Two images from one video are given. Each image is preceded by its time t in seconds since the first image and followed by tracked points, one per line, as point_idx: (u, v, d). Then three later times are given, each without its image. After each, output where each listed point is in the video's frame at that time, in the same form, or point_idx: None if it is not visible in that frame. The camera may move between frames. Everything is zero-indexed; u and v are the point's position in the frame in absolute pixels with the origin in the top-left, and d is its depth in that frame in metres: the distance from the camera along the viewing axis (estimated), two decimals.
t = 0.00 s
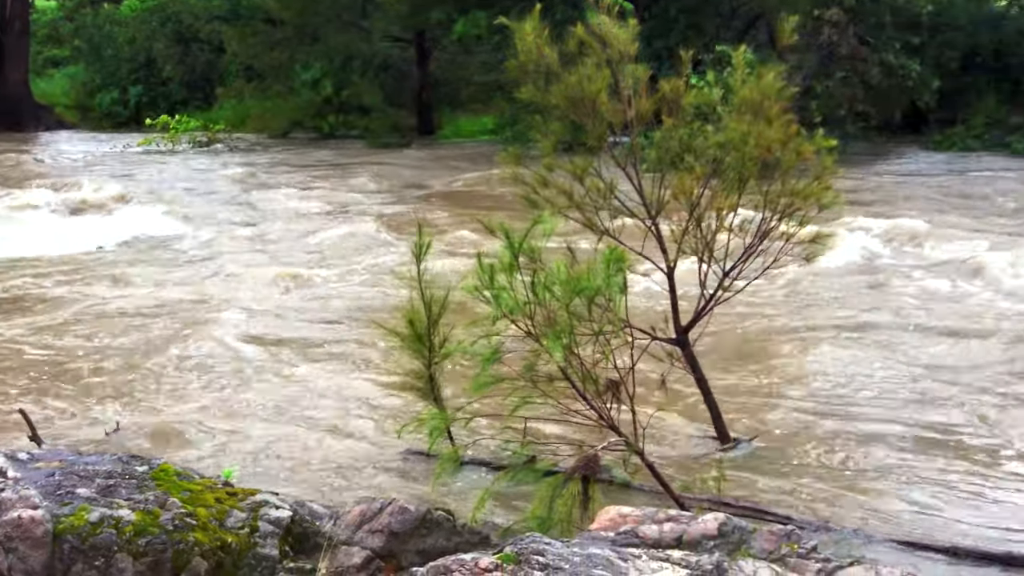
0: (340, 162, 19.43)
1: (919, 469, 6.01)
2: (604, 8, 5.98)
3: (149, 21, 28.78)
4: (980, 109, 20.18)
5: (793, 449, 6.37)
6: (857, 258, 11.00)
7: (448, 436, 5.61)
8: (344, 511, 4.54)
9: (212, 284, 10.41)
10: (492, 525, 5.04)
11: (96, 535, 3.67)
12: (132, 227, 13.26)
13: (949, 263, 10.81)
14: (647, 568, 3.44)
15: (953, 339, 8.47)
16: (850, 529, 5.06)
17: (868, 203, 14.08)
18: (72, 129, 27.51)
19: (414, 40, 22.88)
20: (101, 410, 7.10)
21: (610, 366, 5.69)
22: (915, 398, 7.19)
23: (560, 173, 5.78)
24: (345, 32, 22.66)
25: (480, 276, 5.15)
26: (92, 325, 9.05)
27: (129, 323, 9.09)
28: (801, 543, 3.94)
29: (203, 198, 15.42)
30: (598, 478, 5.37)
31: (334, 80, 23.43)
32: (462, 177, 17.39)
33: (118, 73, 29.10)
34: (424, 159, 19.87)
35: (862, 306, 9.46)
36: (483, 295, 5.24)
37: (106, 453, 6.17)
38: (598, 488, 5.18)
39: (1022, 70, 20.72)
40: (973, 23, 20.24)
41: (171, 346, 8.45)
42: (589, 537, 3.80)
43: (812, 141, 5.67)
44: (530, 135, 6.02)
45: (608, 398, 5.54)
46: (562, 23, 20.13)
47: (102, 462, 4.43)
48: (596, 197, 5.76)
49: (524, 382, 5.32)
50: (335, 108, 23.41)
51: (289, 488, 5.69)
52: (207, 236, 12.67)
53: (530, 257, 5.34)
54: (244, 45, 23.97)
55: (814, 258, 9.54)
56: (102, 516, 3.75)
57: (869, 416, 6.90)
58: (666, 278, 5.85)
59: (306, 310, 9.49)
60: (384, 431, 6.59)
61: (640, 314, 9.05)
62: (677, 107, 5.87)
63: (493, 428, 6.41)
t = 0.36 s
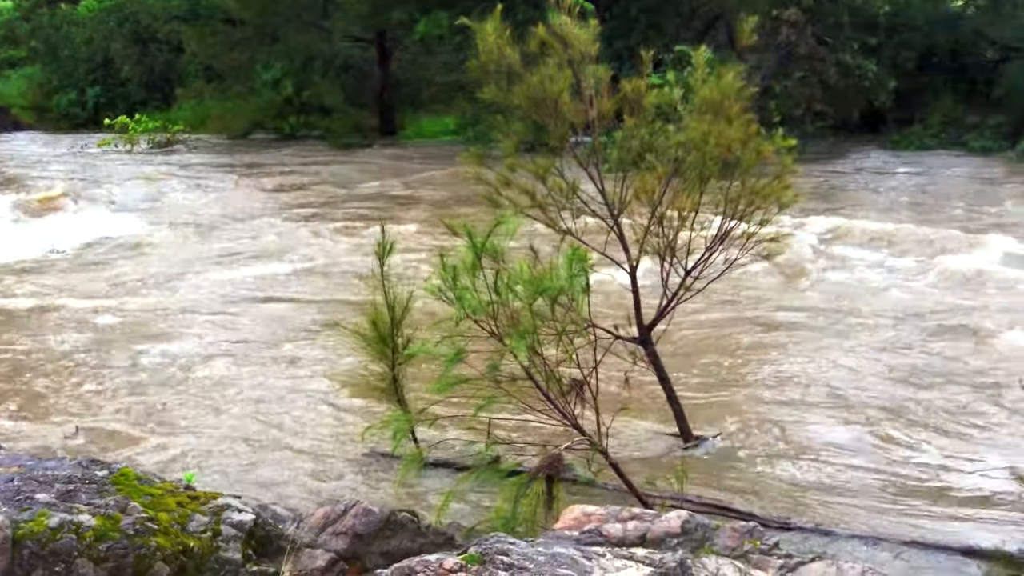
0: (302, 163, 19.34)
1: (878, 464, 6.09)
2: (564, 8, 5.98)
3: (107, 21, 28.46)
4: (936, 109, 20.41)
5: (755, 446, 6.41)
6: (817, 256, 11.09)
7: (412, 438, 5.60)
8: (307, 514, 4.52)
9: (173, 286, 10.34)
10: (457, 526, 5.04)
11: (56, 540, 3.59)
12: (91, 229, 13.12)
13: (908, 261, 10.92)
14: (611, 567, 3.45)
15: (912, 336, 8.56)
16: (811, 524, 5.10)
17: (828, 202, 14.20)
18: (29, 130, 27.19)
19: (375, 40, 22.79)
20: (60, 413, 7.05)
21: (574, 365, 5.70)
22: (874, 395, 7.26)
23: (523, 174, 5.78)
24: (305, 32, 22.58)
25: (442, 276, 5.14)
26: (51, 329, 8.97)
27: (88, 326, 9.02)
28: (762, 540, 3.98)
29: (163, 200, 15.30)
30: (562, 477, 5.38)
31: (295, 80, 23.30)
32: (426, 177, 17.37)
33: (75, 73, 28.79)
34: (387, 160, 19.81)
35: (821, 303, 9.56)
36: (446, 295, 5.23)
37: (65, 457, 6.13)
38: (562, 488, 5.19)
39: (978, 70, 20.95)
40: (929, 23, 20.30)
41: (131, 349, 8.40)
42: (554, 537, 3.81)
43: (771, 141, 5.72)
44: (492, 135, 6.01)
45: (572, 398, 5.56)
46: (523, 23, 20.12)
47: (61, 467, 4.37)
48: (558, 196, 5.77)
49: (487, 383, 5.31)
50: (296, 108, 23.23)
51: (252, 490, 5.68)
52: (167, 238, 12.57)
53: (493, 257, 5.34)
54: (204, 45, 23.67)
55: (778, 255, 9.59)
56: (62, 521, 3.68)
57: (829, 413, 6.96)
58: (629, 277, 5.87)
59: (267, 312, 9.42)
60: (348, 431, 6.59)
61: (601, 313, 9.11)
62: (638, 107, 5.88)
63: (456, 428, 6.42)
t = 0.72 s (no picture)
0: (259, 166, 19.20)
1: (835, 462, 6.15)
2: (521, 10, 5.99)
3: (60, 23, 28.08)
4: (890, 110, 20.64)
5: (712, 447, 6.45)
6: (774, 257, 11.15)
7: (372, 441, 5.58)
8: (267, 519, 4.50)
9: (128, 291, 10.23)
10: (418, 529, 5.02)
11: (11, 549, 3.55)
12: (44, 233, 12.94)
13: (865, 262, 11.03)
14: (572, 568, 3.46)
15: (868, 336, 8.64)
16: (770, 524, 5.13)
17: (784, 203, 14.30)
18: None
19: (332, 42, 22.67)
20: (12, 420, 6.95)
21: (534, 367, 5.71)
22: (832, 395, 7.32)
23: (482, 177, 5.78)
24: (262, 34, 22.46)
25: (402, 280, 5.12)
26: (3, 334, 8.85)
27: (42, 332, 8.90)
28: (722, 539, 4.02)
29: (117, 204, 15.13)
30: (523, 479, 5.39)
31: (251, 83, 23.14)
32: (384, 181, 17.31)
33: (28, 76, 28.41)
34: (345, 163, 19.73)
35: (778, 303, 9.65)
36: (405, 299, 5.22)
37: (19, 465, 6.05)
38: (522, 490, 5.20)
39: (930, 71, 21.12)
40: (882, 26, 20.65)
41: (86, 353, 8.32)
42: (515, 539, 3.81)
43: (727, 142, 5.77)
44: (451, 138, 6.00)
45: (532, 400, 5.57)
46: (481, 25, 20.11)
47: (16, 475, 4.31)
48: (517, 199, 5.78)
49: (448, 385, 5.30)
50: (253, 111, 23.04)
51: (209, 497, 5.64)
52: (122, 242, 12.43)
53: (453, 260, 5.33)
54: (158, 48, 23.28)
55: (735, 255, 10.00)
56: (18, 530, 3.63)
57: (788, 413, 7.01)
58: (588, 278, 5.89)
59: (223, 317, 9.32)
60: (308, 435, 6.56)
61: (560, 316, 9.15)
62: (596, 110, 5.89)
63: (416, 431, 6.41)
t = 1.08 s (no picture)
0: (215, 171, 19.05)
1: (793, 462, 6.21)
2: (479, 14, 6.01)
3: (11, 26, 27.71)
4: (844, 113, 20.86)
5: (673, 449, 6.48)
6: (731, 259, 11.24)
7: (332, 448, 5.55)
8: (226, 526, 4.47)
9: (84, 297, 10.12)
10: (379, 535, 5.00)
11: None
12: None
13: (821, 263, 11.13)
14: (533, 571, 3.46)
15: (825, 337, 8.71)
16: (729, 524, 5.17)
17: (740, 206, 14.39)
18: None
19: (289, 45, 22.52)
20: None
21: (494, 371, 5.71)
22: (790, 396, 7.37)
23: (441, 180, 5.77)
24: (217, 38, 22.20)
25: (361, 284, 5.10)
26: None
27: None
28: (683, 540, 4.03)
29: (72, 209, 14.95)
30: (484, 483, 5.39)
31: (207, 87, 23.00)
32: (342, 185, 17.24)
33: None
34: (303, 167, 19.63)
35: (734, 304, 9.74)
36: (365, 303, 5.20)
37: None
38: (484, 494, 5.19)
39: (884, 75, 21.24)
40: (836, 29, 20.80)
41: (41, 360, 8.23)
42: (477, 542, 3.81)
43: (684, 146, 5.81)
44: (409, 142, 5.99)
45: (493, 404, 5.57)
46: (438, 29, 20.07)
47: None
48: (477, 202, 5.77)
49: (408, 389, 5.29)
50: (209, 115, 23.01)
51: (167, 503, 5.60)
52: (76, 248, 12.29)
53: (412, 264, 5.32)
54: (111, 51, 22.95)
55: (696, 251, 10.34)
56: None
57: (747, 415, 7.04)
58: (547, 282, 5.90)
59: (181, 322, 9.25)
60: (268, 441, 6.52)
61: (518, 319, 9.17)
62: (554, 113, 5.90)
63: (377, 436, 6.39)
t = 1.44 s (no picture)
0: (171, 176, 18.85)
1: (752, 462, 6.27)
2: (437, 18, 6.02)
3: None
4: (799, 116, 21.04)
5: (634, 451, 6.49)
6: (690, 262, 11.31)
7: (292, 454, 5.51)
8: (183, 534, 4.45)
9: (37, 304, 9.97)
10: (340, 541, 4.96)
11: None
12: None
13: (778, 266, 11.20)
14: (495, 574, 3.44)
15: (783, 339, 8.76)
16: (690, 524, 5.20)
17: (697, 209, 14.47)
18: None
19: (245, 49, 22.33)
20: None
21: (454, 375, 5.70)
22: (749, 398, 7.40)
23: (400, 184, 5.74)
24: (172, 41, 21.93)
25: (320, 288, 5.07)
26: None
27: None
28: (644, 541, 4.05)
29: (25, 215, 14.72)
30: (445, 487, 5.36)
31: (162, 91, 22.76)
32: (301, 189, 17.13)
33: None
34: (261, 171, 19.49)
35: (694, 306, 9.80)
36: (324, 308, 5.16)
37: None
38: (445, 498, 5.16)
39: (837, 78, 21.50)
40: (790, 34, 21.04)
41: None
42: (438, 547, 3.79)
43: (643, 149, 5.84)
44: (367, 146, 5.95)
45: (453, 408, 5.56)
46: (395, 32, 19.98)
47: None
48: (436, 206, 5.75)
49: (368, 394, 5.26)
50: (164, 119, 22.78)
51: (126, 512, 5.54)
52: (30, 254, 12.10)
53: (371, 268, 5.29)
54: (65, 55, 22.67)
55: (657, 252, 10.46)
56: None
57: (705, 415, 7.10)
58: (507, 285, 5.89)
59: (137, 329, 9.14)
60: (226, 447, 6.48)
61: (479, 322, 9.16)
62: (513, 117, 5.88)
63: (336, 441, 6.37)
